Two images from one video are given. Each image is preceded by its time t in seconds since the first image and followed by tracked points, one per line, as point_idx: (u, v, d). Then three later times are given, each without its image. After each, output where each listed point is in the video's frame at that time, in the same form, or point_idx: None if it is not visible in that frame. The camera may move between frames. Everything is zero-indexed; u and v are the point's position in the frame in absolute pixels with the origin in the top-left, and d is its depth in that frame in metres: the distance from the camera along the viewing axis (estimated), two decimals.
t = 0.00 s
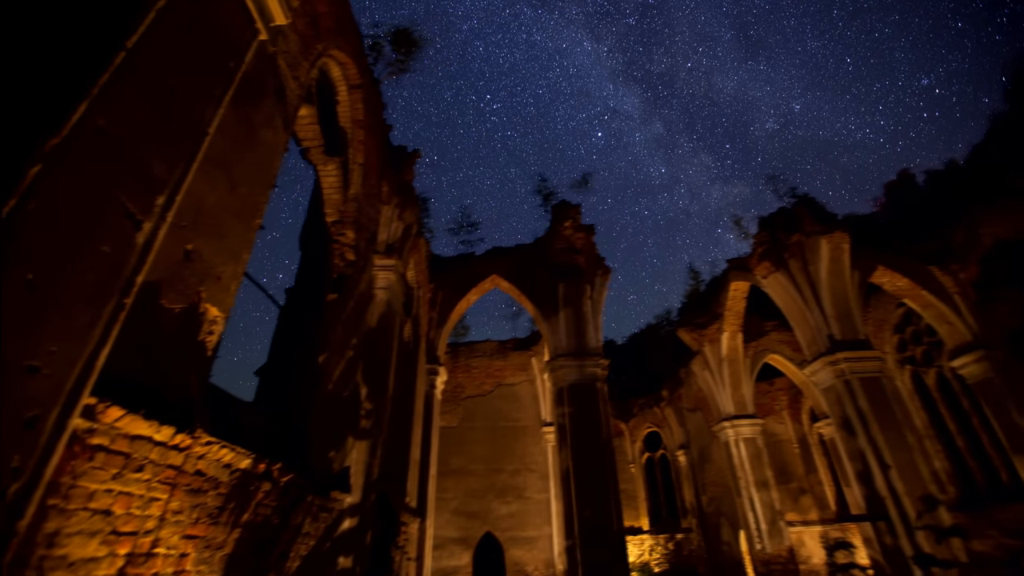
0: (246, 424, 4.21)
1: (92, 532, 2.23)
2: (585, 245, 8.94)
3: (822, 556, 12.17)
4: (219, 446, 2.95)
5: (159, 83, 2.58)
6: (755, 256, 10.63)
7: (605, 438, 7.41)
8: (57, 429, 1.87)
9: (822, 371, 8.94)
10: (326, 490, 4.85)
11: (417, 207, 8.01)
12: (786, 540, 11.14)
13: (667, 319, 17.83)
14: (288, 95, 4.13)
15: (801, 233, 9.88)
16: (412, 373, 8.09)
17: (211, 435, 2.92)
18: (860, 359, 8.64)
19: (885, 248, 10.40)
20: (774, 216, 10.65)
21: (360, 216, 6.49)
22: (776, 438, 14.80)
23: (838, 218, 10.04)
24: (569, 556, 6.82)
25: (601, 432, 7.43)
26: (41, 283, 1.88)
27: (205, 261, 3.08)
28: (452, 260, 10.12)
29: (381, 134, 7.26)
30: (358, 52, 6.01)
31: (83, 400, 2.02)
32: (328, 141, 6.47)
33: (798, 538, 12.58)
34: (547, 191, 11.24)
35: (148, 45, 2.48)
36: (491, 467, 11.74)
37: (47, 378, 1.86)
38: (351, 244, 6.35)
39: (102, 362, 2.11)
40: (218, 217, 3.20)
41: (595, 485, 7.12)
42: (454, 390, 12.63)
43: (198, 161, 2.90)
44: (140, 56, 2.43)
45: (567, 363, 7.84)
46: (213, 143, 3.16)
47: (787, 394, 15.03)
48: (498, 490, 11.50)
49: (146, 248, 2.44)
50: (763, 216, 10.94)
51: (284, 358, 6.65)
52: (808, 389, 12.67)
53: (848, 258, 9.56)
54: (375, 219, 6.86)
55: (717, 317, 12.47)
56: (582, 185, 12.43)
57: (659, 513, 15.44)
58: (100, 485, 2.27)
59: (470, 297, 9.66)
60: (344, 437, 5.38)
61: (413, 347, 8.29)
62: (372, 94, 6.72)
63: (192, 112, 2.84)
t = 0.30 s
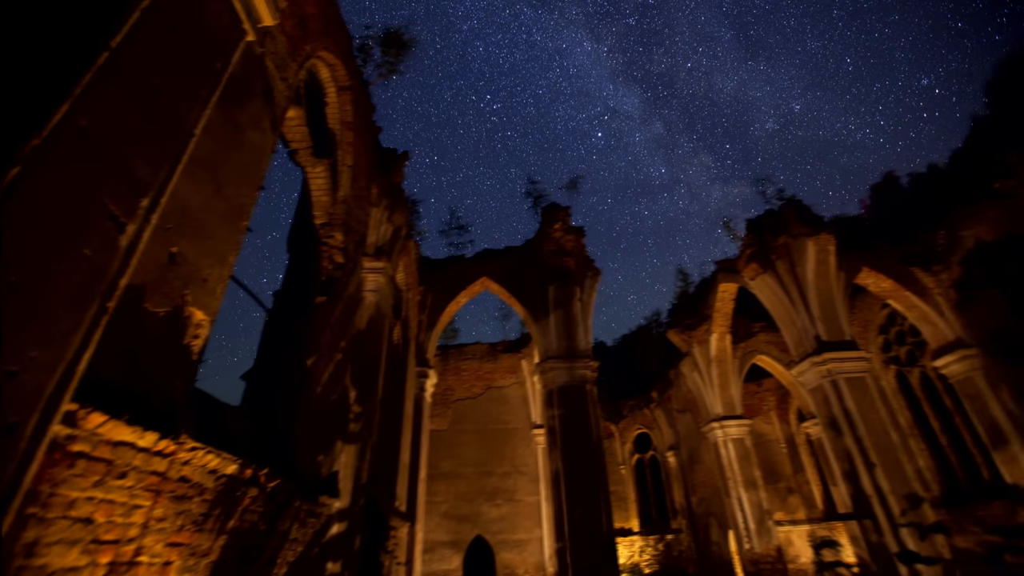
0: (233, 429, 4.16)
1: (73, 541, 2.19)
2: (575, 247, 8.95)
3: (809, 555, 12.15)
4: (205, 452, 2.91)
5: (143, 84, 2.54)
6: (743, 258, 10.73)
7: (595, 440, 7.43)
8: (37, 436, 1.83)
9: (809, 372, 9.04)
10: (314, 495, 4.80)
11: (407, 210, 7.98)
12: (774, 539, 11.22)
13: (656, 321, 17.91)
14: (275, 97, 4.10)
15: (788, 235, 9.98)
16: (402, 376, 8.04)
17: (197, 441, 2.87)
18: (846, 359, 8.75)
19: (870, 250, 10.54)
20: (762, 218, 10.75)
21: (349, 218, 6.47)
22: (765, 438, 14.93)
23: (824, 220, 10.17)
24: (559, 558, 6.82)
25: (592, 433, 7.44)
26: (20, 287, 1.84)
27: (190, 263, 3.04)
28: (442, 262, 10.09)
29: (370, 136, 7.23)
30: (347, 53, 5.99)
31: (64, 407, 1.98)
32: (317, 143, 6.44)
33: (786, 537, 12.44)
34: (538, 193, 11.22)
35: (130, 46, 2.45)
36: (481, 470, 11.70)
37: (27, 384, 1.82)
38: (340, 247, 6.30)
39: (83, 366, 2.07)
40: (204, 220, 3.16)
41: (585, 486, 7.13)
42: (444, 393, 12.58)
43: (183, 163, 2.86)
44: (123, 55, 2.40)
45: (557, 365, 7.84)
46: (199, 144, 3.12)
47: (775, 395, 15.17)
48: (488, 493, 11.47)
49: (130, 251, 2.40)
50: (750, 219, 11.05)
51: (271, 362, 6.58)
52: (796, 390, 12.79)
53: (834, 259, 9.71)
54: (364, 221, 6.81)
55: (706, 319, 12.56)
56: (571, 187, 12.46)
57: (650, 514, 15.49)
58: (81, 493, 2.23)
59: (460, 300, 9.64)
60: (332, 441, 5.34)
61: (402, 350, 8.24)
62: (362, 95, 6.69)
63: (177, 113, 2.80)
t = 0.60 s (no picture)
0: (217, 434, 4.09)
1: (51, 551, 2.15)
2: (564, 250, 8.95)
3: (796, 555, 12.33)
4: (189, 458, 2.86)
5: (124, 84, 2.51)
6: (730, 260, 10.84)
7: (584, 443, 7.44)
8: (13, 445, 1.79)
9: (795, 372, 9.15)
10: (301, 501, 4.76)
11: (395, 212, 7.95)
12: (761, 539, 11.33)
13: (644, 323, 17.99)
14: (262, 98, 4.05)
15: (774, 237, 10.10)
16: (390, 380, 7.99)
17: (180, 447, 2.82)
18: (831, 360, 8.87)
19: (854, 251, 10.66)
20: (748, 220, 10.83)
21: (336, 220, 6.33)
22: (752, 439, 15.06)
23: (809, 222, 10.31)
24: (549, 561, 6.82)
25: (580, 435, 7.45)
26: None
27: (173, 267, 2.99)
28: (430, 264, 10.06)
29: (358, 138, 7.19)
30: (335, 55, 5.96)
31: (42, 415, 1.94)
32: (305, 145, 6.36)
33: (773, 536, 12.80)
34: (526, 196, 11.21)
35: (108, 42, 2.40)
36: (470, 474, 11.66)
37: (4, 391, 1.77)
38: (327, 249, 6.10)
39: (62, 372, 2.03)
40: (187, 222, 3.11)
41: (574, 489, 7.13)
42: (433, 397, 12.53)
43: (166, 164, 2.82)
44: (103, 55, 2.38)
45: (545, 367, 7.85)
46: (184, 146, 3.08)
47: (762, 395, 15.31)
48: (477, 496, 11.43)
49: (110, 253, 2.35)
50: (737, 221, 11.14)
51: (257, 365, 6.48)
52: (782, 390, 12.94)
53: (819, 261, 9.85)
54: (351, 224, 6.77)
55: (694, 320, 12.68)
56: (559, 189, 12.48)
57: (639, 515, 15.55)
58: (60, 501, 2.18)
59: (448, 302, 9.63)
60: (319, 446, 5.29)
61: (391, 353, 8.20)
62: (349, 98, 6.66)
63: (160, 114, 2.76)
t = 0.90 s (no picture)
0: (202, 439, 4.03)
1: (30, 561, 2.10)
2: (554, 252, 8.96)
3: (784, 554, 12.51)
4: (173, 465, 2.81)
5: (108, 84, 2.48)
6: (718, 261, 10.92)
7: (574, 445, 7.45)
8: None
9: (782, 373, 9.24)
10: (289, 506, 4.71)
11: (384, 214, 7.91)
12: (750, 539, 11.42)
13: (634, 324, 18.07)
14: (249, 99, 3.99)
15: (761, 239, 10.20)
16: (379, 383, 7.94)
17: (164, 453, 2.77)
18: (818, 360, 8.98)
19: (840, 253, 10.80)
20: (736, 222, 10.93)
21: (325, 223, 6.30)
22: (741, 439, 15.18)
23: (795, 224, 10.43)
24: (539, 564, 6.81)
25: (570, 437, 7.46)
26: None
27: (158, 270, 2.93)
28: (420, 267, 10.03)
29: (347, 140, 7.14)
30: (323, 56, 5.92)
31: (20, 422, 1.90)
32: (293, 147, 6.29)
33: (762, 536, 12.85)
34: (516, 199, 11.18)
35: (90, 43, 2.37)
36: (460, 477, 11.62)
37: None
38: (315, 252, 6.15)
39: (42, 378, 1.99)
40: (173, 224, 3.05)
41: (565, 491, 7.13)
42: (423, 400, 12.48)
43: (152, 166, 2.78)
44: (87, 56, 2.36)
45: (535, 370, 7.85)
46: (170, 147, 3.03)
47: (750, 396, 15.45)
48: (468, 500, 11.39)
49: (94, 255, 2.33)
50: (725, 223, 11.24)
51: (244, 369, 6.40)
52: (770, 391, 13.07)
53: (805, 263, 9.96)
54: (340, 226, 6.75)
55: (683, 322, 12.76)
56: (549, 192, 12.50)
57: (629, 517, 15.60)
58: (39, 510, 2.14)
59: (438, 305, 9.60)
60: (307, 451, 5.24)
61: (380, 356, 8.15)
62: (338, 99, 6.62)
63: (145, 115, 2.72)
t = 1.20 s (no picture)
0: (188, 445, 3.97)
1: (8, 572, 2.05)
2: (544, 254, 8.96)
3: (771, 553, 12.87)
4: (157, 471, 2.77)
5: (90, 85, 2.44)
6: (707, 263, 11.00)
7: (564, 448, 7.44)
8: None
9: (770, 374, 9.32)
10: (276, 512, 4.66)
11: (373, 216, 7.87)
12: (739, 539, 11.57)
13: (624, 326, 18.14)
14: (236, 100, 3.94)
15: (749, 240, 10.30)
16: (368, 386, 7.88)
17: (148, 459, 2.73)
18: (805, 361, 9.09)
19: (826, 255, 10.94)
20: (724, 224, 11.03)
21: (313, 225, 6.24)
22: (730, 440, 15.29)
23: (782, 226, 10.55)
24: (530, 566, 6.80)
25: (560, 439, 7.46)
26: None
27: (142, 273, 2.88)
28: (409, 269, 9.99)
29: (336, 142, 7.10)
30: (311, 57, 5.88)
31: None
32: (280, 149, 6.22)
33: (751, 535, 13.18)
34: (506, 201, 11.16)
35: (73, 43, 2.35)
36: (450, 480, 11.57)
37: None
38: (303, 254, 6.01)
39: (20, 384, 1.95)
40: (157, 226, 3.00)
41: (555, 493, 7.14)
42: (412, 403, 12.42)
43: (135, 168, 2.74)
44: (69, 57, 2.33)
45: (526, 372, 7.85)
46: (154, 148, 2.98)
47: (739, 397, 15.57)
48: (458, 503, 11.34)
49: (76, 259, 2.31)
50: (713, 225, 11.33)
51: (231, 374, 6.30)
52: (759, 392, 13.19)
53: (792, 265, 10.07)
54: (329, 228, 6.71)
55: (672, 324, 12.85)
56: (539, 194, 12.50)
57: (620, 519, 15.65)
58: (18, 519, 2.09)
59: (427, 307, 9.57)
60: (295, 455, 5.20)
61: (369, 359, 8.10)
62: (327, 100, 6.58)
63: (128, 116, 2.69)
